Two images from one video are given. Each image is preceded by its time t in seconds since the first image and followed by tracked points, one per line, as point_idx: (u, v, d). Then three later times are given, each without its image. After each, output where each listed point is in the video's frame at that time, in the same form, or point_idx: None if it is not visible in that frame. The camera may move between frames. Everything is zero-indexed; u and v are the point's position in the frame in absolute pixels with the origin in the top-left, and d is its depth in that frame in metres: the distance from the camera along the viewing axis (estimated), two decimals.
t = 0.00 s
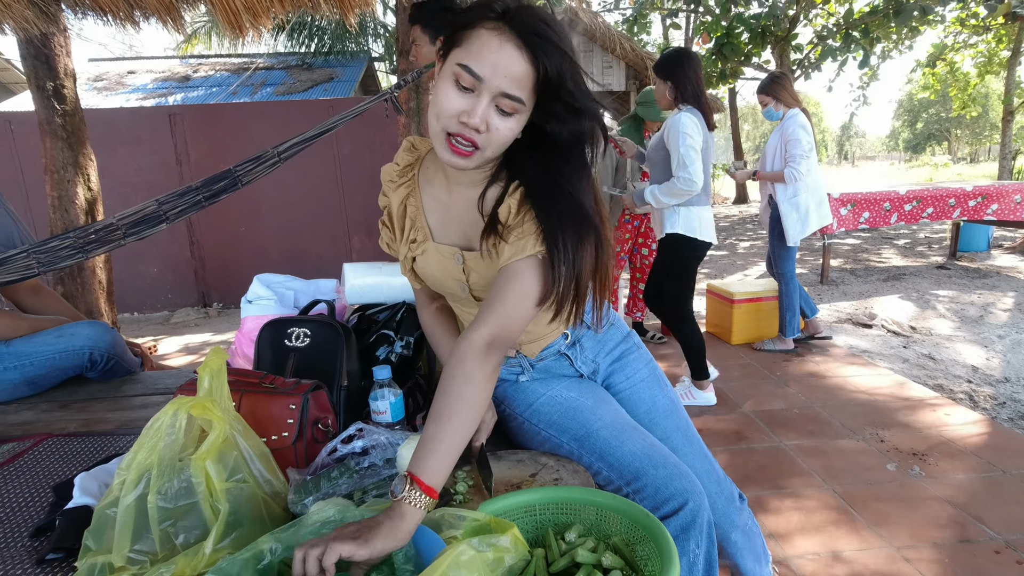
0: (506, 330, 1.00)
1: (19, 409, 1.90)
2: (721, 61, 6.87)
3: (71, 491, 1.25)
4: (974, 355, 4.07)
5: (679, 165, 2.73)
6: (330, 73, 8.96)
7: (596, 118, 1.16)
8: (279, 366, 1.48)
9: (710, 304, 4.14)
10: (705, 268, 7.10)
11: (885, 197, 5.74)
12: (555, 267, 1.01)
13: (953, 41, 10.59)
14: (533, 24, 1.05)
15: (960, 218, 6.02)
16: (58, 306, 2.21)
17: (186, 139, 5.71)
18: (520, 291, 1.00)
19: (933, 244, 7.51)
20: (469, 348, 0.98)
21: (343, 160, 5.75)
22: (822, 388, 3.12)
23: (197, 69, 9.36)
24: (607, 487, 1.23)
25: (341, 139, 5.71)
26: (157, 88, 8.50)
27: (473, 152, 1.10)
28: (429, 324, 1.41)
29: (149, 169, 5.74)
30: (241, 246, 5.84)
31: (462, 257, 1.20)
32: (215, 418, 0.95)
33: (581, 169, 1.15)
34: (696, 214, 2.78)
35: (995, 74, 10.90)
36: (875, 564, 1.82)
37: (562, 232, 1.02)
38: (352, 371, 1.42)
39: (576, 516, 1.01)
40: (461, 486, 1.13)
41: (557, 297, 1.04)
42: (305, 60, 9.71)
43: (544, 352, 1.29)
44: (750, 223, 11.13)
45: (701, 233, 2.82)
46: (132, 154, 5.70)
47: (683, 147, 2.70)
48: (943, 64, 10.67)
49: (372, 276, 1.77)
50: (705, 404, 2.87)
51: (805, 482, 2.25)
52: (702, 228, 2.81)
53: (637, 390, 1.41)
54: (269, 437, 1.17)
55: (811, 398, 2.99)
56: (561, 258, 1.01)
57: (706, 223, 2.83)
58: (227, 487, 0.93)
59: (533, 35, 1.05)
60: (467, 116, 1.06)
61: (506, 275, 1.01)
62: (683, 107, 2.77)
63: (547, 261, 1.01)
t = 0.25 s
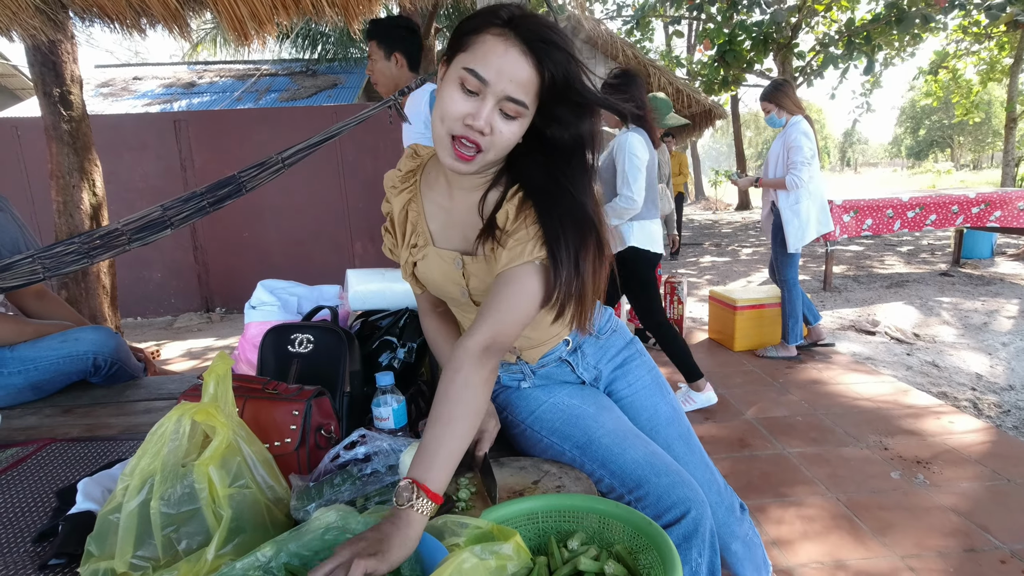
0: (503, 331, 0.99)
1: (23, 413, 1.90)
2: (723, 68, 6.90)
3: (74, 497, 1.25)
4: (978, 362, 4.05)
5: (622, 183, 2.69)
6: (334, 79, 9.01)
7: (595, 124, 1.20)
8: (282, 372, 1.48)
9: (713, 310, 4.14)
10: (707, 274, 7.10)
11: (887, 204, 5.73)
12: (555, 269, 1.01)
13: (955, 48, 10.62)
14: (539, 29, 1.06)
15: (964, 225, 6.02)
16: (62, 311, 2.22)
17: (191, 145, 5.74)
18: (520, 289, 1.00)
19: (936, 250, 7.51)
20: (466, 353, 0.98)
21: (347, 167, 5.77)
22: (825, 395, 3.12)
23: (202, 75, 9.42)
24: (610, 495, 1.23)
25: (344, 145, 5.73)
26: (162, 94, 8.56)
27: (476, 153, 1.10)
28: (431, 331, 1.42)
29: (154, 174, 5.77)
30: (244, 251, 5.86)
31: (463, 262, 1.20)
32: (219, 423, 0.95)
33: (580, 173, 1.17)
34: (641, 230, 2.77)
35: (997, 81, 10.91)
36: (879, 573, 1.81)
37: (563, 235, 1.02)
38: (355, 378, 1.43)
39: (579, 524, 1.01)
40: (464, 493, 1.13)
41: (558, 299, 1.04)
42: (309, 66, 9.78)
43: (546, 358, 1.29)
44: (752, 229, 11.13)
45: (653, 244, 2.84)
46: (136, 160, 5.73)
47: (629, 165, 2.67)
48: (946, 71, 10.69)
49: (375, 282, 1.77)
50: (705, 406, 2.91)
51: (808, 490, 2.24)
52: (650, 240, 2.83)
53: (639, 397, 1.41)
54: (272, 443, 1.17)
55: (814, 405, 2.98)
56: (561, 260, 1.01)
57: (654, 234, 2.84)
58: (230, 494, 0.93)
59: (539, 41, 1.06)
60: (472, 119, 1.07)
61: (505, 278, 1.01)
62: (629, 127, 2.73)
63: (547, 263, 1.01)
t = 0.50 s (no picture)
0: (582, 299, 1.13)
1: (26, 417, 1.90)
2: (726, 74, 6.92)
3: (76, 501, 1.24)
4: (981, 368, 4.04)
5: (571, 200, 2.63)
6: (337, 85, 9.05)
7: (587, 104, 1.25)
8: (284, 377, 1.48)
9: (715, 316, 4.13)
10: (710, 280, 7.10)
11: (890, 210, 5.72)
12: (598, 239, 1.13)
13: (957, 55, 10.63)
14: (519, 22, 1.10)
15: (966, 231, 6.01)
16: (65, 315, 2.22)
17: (194, 149, 5.76)
18: (578, 264, 1.13)
19: (938, 257, 7.50)
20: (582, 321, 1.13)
21: (349, 171, 5.78)
22: (828, 401, 3.11)
23: (206, 80, 9.47)
24: (613, 502, 1.22)
25: (347, 149, 5.75)
26: (167, 99, 8.60)
27: (482, 152, 1.15)
28: (428, 334, 1.42)
29: (157, 178, 5.79)
30: (247, 255, 5.87)
31: (472, 253, 1.21)
32: (220, 428, 0.95)
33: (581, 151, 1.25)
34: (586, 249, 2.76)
35: (999, 88, 10.92)
36: None
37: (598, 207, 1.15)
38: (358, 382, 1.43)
39: (582, 530, 1.00)
40: (466, 499, 1.12)
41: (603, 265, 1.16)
42: (313, 72, 9.82)
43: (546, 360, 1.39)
44: (754, 235, 11.13)
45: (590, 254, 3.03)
46: (140, 164, 5.76)
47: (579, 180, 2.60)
48: (947, 77, 10.71)
49: (377, 286, 1.76)
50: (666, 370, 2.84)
51: (812, 497, 2.23)
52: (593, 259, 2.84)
53: (635, 393, 1.40)
54: (274, 448, 1.17)
55: (817, 412, 2.97)
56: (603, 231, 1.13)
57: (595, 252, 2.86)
58: (232, 498, 0.93)
59: (521, 32, 1.10)
60: (471, 122, 1.11)
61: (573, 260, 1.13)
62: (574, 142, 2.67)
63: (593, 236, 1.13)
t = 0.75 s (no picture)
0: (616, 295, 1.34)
1: (27, 420, 1.90)
2: (727, 79, 6.93)
3: (78, 504, 1.24)
4: (983, 374, 4.03)
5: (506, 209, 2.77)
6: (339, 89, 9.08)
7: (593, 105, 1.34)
8: (285, 381, 1.47)
9: (716, 321, 4.13)
10: (711, 285, 7.09)
11: (891, 215, 5.72)
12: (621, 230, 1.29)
13: (958, 60, 10.65)
14: (529, 31, 1.15)
15: (969, 236, 6.01)
16: (67, 318, 2.23)
17: (197, 153, 5.78)
18: (606, 260, 1.31)
19: (940, 262, 7.49)
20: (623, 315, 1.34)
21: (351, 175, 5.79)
22: (829, 406, 3.10)
23: (209, 85, 9.50)
24: (614, 507, 1.21)
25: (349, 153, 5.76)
26: (170, 103, 8.63)
27: (500, 157, 1.22)
28: (429, 339, 1.42)
29: (160, 182, 5.81)
30: (248, 259, 5.88)
31: (492, 249, 1.25)
32: (220, 434, 0.95)
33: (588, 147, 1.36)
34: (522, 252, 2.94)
35: (1001, 93, 10.92)
36: None
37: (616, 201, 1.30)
38: (358, 386, 1.43)
39: (582, 535, 1.00)
40: (467, 503, 1.12)
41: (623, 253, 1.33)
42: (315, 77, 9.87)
43: (551, 363, 1.39)
44: (755, 239, 11.14)
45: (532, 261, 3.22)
46: (143, 168, 5.77)
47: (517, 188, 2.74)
48: (949, 83, 10.72)
49: (378, 291, 1.76)
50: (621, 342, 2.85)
51: (813, 503, 2.22)
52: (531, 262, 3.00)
53: (635, 395, 1.41)
54: (275, 452, 1.17)
55: (818, 417, 2.97)
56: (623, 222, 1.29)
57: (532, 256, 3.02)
58: (233, 502, 0.93)
59: (531, 41, 1.15)
60: (489, 130, 1.17)
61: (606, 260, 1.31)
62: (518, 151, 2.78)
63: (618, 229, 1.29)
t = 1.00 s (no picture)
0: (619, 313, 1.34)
1: (28, 423, 1.91)
2: (727, 84, 6.94)
3: (78, 507, 1.24)
4: (984, 379, 4.02)
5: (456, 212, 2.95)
6: (341, 93, 9.11)
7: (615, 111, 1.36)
8: (286, 385, 1.47)
9: (716, 325, 4.13)
10: (711, 289, 7.09)
11: (892, 220, 5.72)
12: (631, 240, 1.31)
13: (958, 65, 10.67)
14: (554, 42, 1.17)
15: (970, 241, 6.00)
16: (68, 321, 2.23)
17: (199, 156, 5.79)
18: (612, 269, 1.31)
19: (941, 267, 7.48)
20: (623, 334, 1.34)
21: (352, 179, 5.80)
22: (831, 411, 3.10)
23: (211, 89, 9.53)
24: (614, 511, 1.20)
25: (350, 157, 5.77)
26: (172, 107, 8.66)
27: (522, 162, 1.24)
28: (429, 341, 1.42)
29: (162, 185, 5.82)
30: (249, 262, 5.88)
31: (508, 248, 1.26)
32: (223, 437, 0.95)
33: (607, 156, 1.38)
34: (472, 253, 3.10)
35: (1001, 98, 10.92)
36: None
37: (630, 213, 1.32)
38: (359, 390, 1.42)
39: (582, 540, 1.00)
40: (467, 508, 1.11)
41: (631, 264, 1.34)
42: (317, 81, 9.90)
43: (557, 364, 1.38)
44: (756, 243, 11.14)
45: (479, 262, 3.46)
46: (145, 171, 5.79)
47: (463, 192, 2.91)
48: (949, 88, 10.74)
49: (379, 294, 1.76)
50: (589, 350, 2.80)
51: (814, 508, 2.22)
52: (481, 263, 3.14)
53: (639, 400, 1.41)
54: (276, 455, 1.17)
55: (819, 421, 2.97)
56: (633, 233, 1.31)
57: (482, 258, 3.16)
58: (233, 506, 0.93)
59: (556, 51, 1.17)
60: (511, 135, 1.19)
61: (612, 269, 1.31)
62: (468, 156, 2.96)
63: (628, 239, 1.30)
